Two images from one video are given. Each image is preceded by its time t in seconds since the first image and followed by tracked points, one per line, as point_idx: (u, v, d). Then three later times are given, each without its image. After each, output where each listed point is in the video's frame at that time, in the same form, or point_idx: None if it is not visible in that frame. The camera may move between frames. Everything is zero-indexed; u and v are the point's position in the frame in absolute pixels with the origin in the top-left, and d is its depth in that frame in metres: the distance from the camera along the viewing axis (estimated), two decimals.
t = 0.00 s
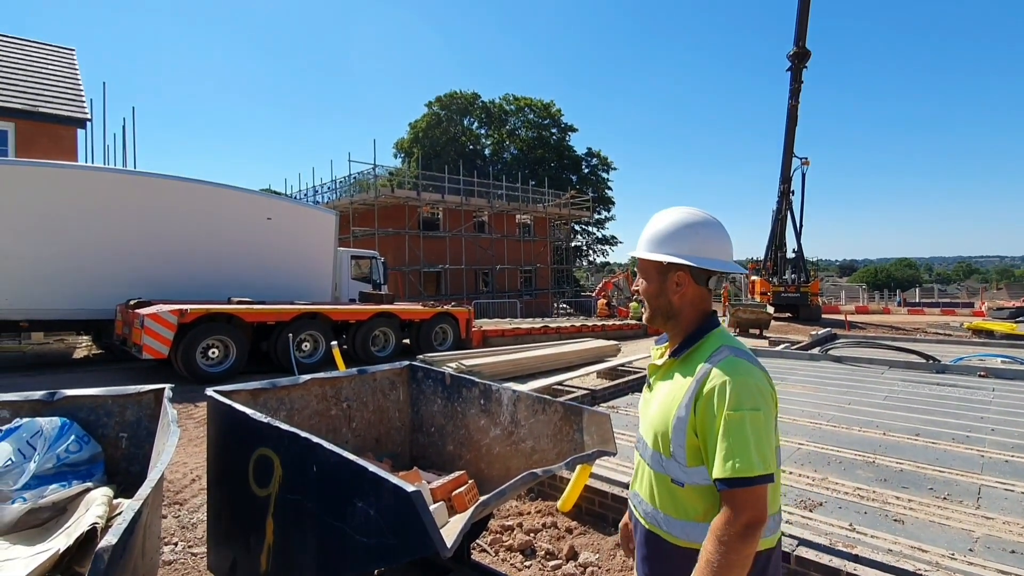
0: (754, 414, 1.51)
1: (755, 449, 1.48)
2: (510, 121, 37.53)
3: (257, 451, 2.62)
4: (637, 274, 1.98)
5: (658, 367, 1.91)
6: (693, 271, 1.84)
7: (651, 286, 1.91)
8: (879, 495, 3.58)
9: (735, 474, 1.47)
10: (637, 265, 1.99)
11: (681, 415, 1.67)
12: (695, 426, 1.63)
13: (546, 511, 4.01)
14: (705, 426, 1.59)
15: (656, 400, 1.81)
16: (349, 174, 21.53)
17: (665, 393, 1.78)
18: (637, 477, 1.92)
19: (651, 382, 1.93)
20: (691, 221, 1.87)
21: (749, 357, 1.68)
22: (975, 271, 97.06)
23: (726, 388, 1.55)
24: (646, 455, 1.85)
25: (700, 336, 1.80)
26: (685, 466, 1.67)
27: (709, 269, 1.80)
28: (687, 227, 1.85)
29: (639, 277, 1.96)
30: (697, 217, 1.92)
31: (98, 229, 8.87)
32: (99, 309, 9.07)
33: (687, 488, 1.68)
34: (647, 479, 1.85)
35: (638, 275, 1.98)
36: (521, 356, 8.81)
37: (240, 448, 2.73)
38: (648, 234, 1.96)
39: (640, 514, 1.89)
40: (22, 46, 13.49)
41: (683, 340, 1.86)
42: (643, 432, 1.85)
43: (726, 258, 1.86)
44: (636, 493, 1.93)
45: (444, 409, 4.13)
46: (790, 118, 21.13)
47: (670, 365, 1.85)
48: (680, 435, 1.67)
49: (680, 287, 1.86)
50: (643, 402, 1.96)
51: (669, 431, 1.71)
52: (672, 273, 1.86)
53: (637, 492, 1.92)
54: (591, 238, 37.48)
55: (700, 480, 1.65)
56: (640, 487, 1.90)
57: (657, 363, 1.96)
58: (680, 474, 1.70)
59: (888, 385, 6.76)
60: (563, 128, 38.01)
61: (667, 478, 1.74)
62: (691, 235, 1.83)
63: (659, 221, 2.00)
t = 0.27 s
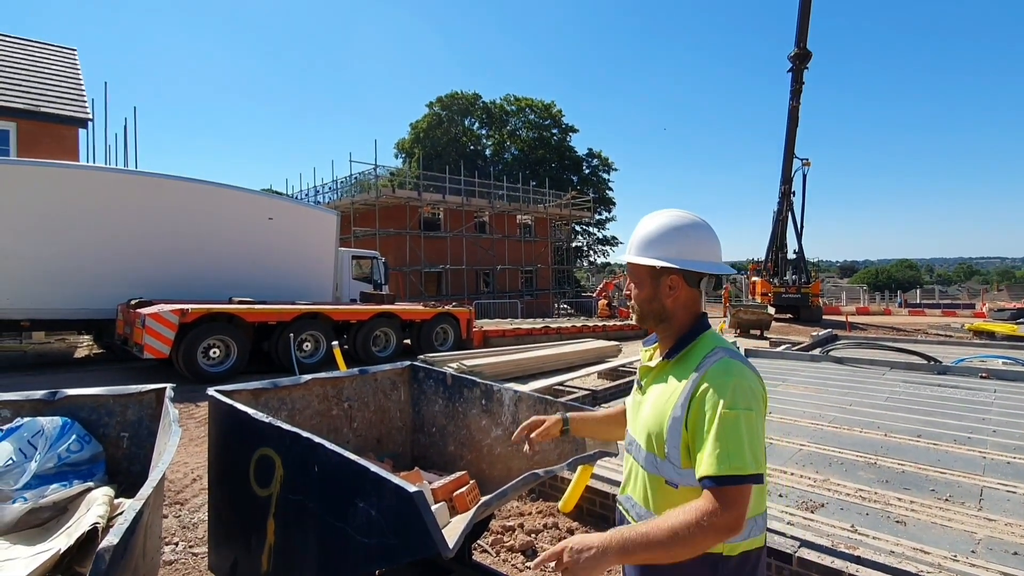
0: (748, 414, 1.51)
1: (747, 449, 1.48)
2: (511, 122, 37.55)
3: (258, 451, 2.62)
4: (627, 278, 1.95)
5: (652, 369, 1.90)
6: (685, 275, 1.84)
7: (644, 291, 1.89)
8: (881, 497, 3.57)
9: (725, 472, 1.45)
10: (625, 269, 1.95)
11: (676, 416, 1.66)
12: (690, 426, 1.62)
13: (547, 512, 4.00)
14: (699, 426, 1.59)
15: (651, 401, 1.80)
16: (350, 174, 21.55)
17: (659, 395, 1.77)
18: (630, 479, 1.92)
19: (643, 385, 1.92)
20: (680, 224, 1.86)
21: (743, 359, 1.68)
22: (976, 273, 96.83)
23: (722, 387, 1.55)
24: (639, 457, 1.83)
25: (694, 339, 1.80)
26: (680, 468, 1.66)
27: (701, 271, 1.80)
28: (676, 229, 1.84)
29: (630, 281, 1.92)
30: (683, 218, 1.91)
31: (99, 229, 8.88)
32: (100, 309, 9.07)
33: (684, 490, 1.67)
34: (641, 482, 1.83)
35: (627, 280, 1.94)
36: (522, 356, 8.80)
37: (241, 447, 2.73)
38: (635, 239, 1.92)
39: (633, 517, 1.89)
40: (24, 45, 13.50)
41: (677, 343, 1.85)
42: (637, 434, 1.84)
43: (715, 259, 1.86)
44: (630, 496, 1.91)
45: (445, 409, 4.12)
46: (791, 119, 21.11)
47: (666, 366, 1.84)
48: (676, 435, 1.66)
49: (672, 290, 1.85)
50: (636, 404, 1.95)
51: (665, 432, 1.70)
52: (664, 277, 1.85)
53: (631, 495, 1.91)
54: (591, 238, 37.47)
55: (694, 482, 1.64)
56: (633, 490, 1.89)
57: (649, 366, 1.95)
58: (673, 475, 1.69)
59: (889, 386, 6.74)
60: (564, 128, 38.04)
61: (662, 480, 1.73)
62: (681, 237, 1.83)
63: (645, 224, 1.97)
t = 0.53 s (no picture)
0: (739, 415, 1.59)
1: (734, 447, 1.55)
2: (513, 123, 37.57)
3: (262, 453, 2.61)
4: (608, 286, 1.93)
5: (637, 378, 1.92)
6: (668, 280, 1.84)
7: (627, 298, 1.86)
8: (884, 499, 3.55)
9: (710, 462, 1.51)
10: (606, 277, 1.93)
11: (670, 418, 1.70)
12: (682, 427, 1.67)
13: (550, 514, 3.97)
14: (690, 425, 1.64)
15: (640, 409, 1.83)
16: (353, 175, 21.57)
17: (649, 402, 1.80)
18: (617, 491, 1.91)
19: (627, 393, 1.93)
20: (659, 228, 1.86)
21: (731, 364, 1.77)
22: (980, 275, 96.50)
23: (716, 387, 1.63)
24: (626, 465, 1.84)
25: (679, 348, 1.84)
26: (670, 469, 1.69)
27: (683, 277, 1.81)
28: (655, 234, 1.85)
29: (611, 288, 1.89)
30: (661, 222, 1.92)
31: (102, 229, 8.90)
32: (103, 309, 9.08)
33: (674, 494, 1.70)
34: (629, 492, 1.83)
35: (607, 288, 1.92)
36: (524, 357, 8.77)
37: (245, 449, 2.72)
38: (614, 246, 1.90)
39: (621, 532, 1.88)
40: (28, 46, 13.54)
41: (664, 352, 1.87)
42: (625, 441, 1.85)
43: (694, 264, 1.88)
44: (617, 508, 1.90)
45: (448, 411, 4.11)
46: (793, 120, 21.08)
47: (653, 374, 1.87)
48: (668, 438, 1.69)
49: (655, 297, 1.85)
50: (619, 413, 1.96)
51: (658, 436, 1.74)
52: (648, 283, 1.84)
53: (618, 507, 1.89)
54: (593, 240, 37.44)
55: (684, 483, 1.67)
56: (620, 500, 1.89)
57: (631, 376, 1.94)
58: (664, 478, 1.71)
59: (893, 388, 6.71)
60: (566, 130, 38.06)
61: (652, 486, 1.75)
62: (662, 242, 1.83)
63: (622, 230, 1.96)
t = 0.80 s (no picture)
0: (755, 442, 1.50)
1: (751, 478, 1.45)
2: (546, 124, 37.56)
3: (309, 446, 2.71)
4: (611, 296, 1.85)
5: (641, 397, 1.80)
6: (676, 294, 1.75)
7: (631, 309, 1.78)
8: (933, 511, 3.39)
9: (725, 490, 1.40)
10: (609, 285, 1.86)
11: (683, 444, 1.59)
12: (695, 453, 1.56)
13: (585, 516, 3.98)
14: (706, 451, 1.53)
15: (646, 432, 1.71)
16: (389, 177, 21.98)
17: (658, 425, 1.69)
18: (619, 520, 1.78)
19: (629, 414, 1.82)
20: (668, 236, 1.77)
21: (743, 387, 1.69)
22: None
23: (735, 413, 1.53)
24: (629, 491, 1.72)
25: (686, 368, 1.74)
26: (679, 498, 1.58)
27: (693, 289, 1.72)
28: (664, 242, 1.75)
29: (614, 299, 1.81)
30: (668, 230, 1.84)
31: (155, 230, 9.34)
32: (156, 306, 9.52)
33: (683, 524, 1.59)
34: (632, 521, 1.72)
35: (610, 297, 1.85)
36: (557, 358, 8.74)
37: (293, 442, 2.82)
38: (618, 254, 1.83)
39: (624, 564, 1.75)
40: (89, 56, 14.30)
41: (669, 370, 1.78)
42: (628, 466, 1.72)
43: (705, 276, 1.78)
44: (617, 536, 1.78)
45: (485, 410, 4.16)
46: (835, 118, 20.37)
47: (658, 394, 1.76)
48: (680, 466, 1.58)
49: (661, 310, 1.76)
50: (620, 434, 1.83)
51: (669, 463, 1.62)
52: (654, 295, 1.76)
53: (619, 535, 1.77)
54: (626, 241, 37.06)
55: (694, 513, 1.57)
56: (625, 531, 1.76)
57: (634, 394, 1.83)
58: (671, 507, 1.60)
59: (943, 396, 6.42)
60: (599, 130, 37.83)
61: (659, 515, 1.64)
62: (671, 252, 1.74)
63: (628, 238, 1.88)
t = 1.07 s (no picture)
0: (779, 433, 1.44)
1: (774, 470, 1.39)
2: (601, 123, 37.13)
3: (377, 439, 2.82)
4: (626, 279, 1.78)
5: (656, 383, 1.74)
6: (694, 276, 1.68)
7: (647, 294, 1.72)
8: None
9: (743, 480, 1.34)
10: (624, 267, 1.79)
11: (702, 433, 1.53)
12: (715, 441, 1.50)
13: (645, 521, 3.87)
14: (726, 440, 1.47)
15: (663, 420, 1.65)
16: (446, 179, 22.43)
17: (676, 413, 1.62)
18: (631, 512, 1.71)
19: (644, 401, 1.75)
20: (686, 215, 1.69)
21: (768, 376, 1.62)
22: None
23: (757, 401, 1.47)
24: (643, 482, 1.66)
25: (705, 354, 1.67)
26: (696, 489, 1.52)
27: (712, 271, 1.64)
28: (681, 222, 1.67)
29: (629, 282, 1.75)
30: (688, 207, 1.74)
31: (233, 231, 9.97)
32: (234, 302, 10.16)
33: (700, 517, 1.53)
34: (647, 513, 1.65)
35: (626, 280, 1.78)
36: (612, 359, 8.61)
37: (363, 435, 2.95)
38: (634, 234, 1.76)
39: (639, 557, 1.68)
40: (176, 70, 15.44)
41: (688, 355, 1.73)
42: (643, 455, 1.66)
43: (726, 257, 1.71)
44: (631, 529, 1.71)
45: (543, 409, 4.19)
46: (913, 110, 18.96)
47: (675, 381, 1.69)
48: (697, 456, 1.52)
49: (679, 293, 1.70)
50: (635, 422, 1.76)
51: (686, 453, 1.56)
52: (670, 279, 1.68)
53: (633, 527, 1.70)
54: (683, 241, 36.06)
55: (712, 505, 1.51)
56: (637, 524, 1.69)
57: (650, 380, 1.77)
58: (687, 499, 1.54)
59: None
60: (656, 128, 37.05)
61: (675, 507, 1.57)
62: (688, 233, 1.66)
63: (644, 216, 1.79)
